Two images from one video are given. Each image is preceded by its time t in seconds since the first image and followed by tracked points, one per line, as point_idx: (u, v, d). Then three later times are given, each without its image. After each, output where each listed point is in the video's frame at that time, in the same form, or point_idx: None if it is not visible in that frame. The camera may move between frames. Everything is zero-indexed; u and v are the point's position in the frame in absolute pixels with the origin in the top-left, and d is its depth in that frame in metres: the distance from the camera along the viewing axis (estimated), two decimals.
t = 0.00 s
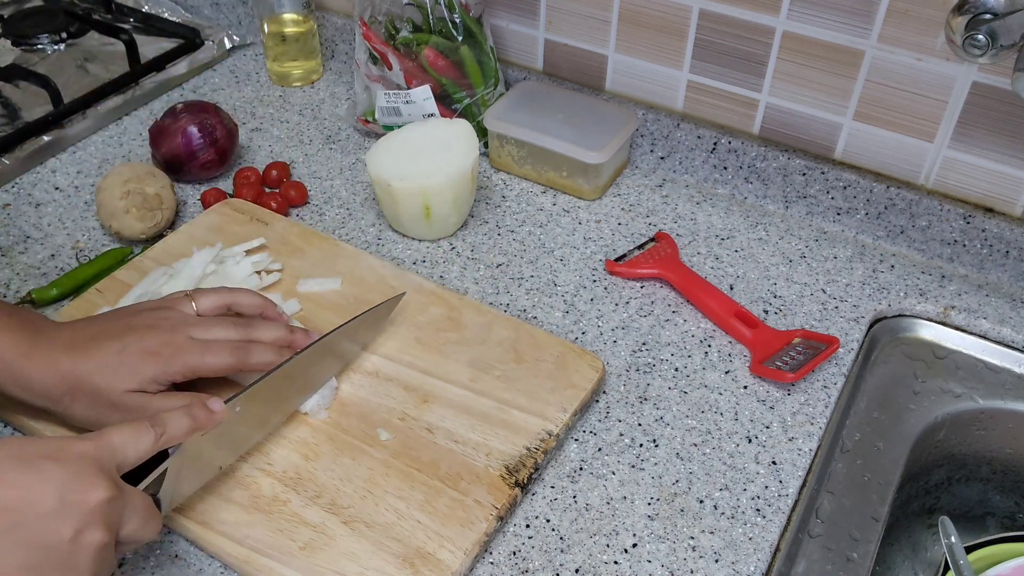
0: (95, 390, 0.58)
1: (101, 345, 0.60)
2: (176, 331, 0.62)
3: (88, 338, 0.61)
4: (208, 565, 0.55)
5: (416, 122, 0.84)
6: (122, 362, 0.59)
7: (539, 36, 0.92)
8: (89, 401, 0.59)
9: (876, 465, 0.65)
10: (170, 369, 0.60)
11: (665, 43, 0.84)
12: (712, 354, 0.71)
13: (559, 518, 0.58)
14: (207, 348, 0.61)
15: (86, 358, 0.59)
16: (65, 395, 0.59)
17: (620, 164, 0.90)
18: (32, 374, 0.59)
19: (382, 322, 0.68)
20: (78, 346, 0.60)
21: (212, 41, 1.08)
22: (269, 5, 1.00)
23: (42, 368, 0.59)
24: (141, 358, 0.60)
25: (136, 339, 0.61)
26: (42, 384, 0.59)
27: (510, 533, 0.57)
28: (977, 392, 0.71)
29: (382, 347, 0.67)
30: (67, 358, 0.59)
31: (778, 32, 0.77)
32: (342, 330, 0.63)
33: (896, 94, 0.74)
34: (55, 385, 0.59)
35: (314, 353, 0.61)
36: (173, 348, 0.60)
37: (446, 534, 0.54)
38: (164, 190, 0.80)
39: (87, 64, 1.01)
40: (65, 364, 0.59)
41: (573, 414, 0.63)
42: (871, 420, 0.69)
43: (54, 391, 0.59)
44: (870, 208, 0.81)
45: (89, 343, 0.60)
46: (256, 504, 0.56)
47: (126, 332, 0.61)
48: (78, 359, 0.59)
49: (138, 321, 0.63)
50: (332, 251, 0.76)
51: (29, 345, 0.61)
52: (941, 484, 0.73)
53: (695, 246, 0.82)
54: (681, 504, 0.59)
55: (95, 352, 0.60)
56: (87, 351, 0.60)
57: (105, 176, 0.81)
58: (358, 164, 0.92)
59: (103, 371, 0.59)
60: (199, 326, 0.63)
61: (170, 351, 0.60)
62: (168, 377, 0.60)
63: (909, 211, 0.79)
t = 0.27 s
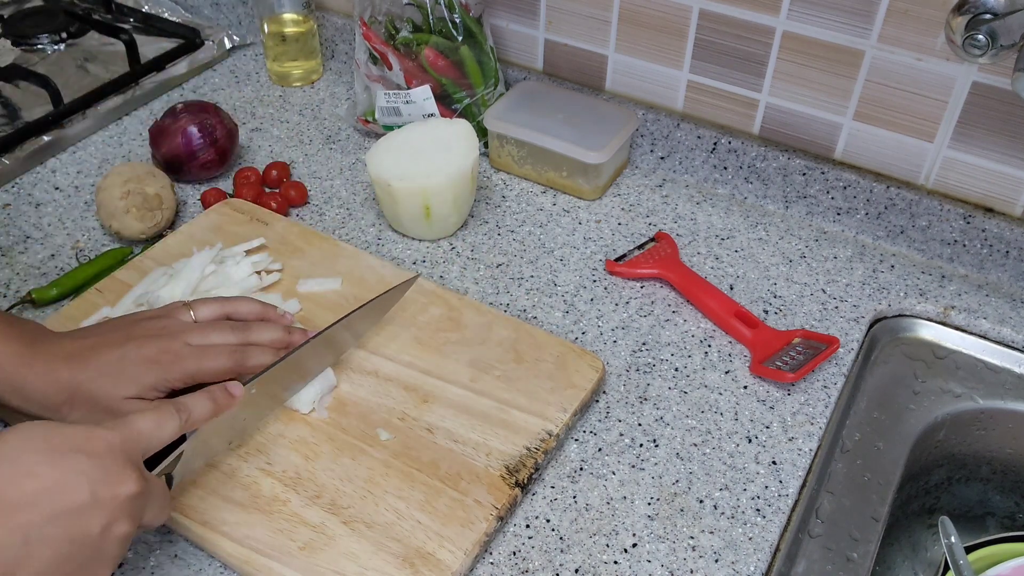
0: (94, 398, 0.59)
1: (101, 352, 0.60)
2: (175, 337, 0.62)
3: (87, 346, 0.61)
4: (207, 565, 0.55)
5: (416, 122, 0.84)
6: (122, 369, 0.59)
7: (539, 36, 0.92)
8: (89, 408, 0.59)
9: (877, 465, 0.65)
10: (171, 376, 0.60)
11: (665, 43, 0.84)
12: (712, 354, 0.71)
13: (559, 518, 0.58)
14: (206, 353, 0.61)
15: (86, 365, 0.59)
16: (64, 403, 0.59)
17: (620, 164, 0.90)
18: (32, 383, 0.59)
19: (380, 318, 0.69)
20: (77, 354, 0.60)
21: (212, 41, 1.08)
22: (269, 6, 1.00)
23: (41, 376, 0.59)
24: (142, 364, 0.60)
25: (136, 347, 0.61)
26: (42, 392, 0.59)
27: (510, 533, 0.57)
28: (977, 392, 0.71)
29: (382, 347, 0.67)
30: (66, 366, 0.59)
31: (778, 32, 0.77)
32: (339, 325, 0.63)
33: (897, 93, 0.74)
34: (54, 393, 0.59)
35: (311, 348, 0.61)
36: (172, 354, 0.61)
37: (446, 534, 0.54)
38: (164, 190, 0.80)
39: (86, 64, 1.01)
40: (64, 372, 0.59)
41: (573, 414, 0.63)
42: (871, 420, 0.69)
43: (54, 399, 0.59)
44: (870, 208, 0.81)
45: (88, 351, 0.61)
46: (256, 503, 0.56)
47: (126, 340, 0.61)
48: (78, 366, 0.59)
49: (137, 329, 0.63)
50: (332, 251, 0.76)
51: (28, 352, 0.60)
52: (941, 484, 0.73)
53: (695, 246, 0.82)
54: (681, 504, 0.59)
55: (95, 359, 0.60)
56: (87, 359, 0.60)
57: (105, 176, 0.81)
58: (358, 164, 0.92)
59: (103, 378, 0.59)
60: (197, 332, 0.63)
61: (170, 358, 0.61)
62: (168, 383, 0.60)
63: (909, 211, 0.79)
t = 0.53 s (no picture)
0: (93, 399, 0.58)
1: (101, 355, 0.60)
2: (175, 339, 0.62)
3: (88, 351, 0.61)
4: (208, 565, 0.55)
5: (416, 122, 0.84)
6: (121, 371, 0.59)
7: (539, 36, 0.92)
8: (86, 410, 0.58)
9: (877, 465, 0.65)
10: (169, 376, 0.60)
11: (665, 43, 0.84)
12: (712, 354, 0.71)
13: (559, 518, 0.58)
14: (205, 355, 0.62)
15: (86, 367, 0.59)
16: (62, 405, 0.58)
17: (620, 164, 0.90)
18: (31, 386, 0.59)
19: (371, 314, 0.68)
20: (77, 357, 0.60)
21: (212, 41, 1.08)
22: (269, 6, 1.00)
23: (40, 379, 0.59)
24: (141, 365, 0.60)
25: (135, 351, 0.61)
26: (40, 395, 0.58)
27: (510, 533, 0.57)
28: (977, 392, 0.71)
29: (382, 347, 0.67)
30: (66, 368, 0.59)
31: (778, 32, 0.77)
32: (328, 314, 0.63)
33: (897, 93, 0.74)
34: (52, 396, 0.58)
35: (301, 339, 0.61)
36: (171, 357, 0.61)
37: (446, 534, 0.54)
38: (164, 190, 0.80)
39: (86, 64, 1.01)
40: (64, 376, 0.59)
41: (573, 414, 0.63)
42: (871, 420, 0.69)
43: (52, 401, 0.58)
44: (870, 208, 0.81)
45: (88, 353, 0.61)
46: (256, 503, 0.56)
47: (125, 344, 0.61)
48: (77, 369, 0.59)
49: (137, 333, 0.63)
50: (332, 251, 0.76)
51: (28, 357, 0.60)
52: (941, 484, 0.73)
53: (695, 246, 0.82)
54: (681, 504, 0.59)
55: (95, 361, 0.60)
56: (87, 361, 0.60)
57: (105, 176, 0.81)
58: (358, 164, 0.92)
59: (102, 381, 0.59)
60: (196, 336, 0.63)
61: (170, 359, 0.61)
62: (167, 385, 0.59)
63: (909, 211, 0.79)
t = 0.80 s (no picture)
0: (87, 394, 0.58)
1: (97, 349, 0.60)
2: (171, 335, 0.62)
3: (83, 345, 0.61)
4: (208, 565, 0.55)
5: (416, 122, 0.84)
6: (116, 367, 0.59)
7: (539, 36, 0.92)
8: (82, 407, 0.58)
9: (877, 465, 0.65)
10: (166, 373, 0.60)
11: (665, 43, 0.84)
12: (712, 354, 0.71)
13: (560, 518, 0.58)
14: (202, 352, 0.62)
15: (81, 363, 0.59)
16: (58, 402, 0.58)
17: (620, 164, 0.90)
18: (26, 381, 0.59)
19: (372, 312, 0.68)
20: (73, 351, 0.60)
21: (212, 41, 1.08)
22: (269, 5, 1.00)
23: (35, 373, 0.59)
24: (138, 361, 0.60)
25: (132, 346, 0.61)
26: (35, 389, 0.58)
27: (510, 533, 0.57)
28: (977, 392, 0.71)
29: (383, 347, 0.67)
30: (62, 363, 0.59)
31: (778, 32, 0.77)
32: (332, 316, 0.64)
33: (896, 94, 0.74)
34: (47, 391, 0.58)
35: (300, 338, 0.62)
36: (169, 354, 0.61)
37: (446, 534, 0.54)
38: (164, 190, 0.80)
39: (86, 64, 1.01)
40: (58, 371, 0.59)
41: (573, 414, 0.63)
42: (871, 420, 0.69)
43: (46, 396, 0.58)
44: (870, 208, 0.81)
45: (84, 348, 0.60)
46: (256, 503, 0.56)
47: (121, 339, 0.61)
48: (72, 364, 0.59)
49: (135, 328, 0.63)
50: (332, 251, 0.76)
51: (23, 350, 0.60)
52: (941, 484, 0.73)
53: (695, 246, 0.82)
54: (681, 504, 0.59)
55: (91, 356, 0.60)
56: (83, 357, 0.60)
57: (105, 176, 0.81)
58: (358, 164, 0.92)
59: (98, 377, 0.59)
60: (193, 331, 0.63)
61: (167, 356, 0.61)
62: (162, 382, 0.60)
63: (909, 211, 0.79)
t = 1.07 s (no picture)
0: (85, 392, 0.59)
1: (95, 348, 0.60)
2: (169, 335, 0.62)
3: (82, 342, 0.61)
4: (208, 565, 0.55)
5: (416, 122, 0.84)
6: (114, 366, 0.59)
7: (539, 36, 0.92)
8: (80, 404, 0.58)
9: (877, 465, 0.65)
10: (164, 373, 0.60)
11: (665, 43, 0.84)
12: (712, 354, 0.71)
13: (559, 518, 0.58)
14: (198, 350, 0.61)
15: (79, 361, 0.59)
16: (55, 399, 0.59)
17: (619, 164, 0.90)
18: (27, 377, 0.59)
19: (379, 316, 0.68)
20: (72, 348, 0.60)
21: (212, 41, 1.08)
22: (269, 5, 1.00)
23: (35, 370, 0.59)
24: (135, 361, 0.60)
25: (130, 344, 0.61)
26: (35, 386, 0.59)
27: (510, 533, 0.57)
28: (977, 392, 0.71)
29: (383, 347, 0.67)
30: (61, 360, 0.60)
31: (778, 31, 0.77)
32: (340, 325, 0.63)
33: (896, 93, 0.74)
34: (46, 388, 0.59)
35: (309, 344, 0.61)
36: (167, 353, 0.61)
37: (446, 534, 0.54)
38: (164, 190, 0.80)
39: (86, 64, 1.01)
40: (57, 368, 0.59)
41: (573, 414, 0.63)
42: (871, 420, 0.69)
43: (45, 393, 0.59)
44: (870, 208, 0.81)
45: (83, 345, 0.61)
46: (256, 504, 0.56)
47: (120, 337, 0.61)
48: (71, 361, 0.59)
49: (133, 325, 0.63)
50: (332, 251, 0.76)
51: (23, 347, 0.60)
52: (941, 484, 0.73)
53: (695, 246, 0.82)
54: (681, 504, 0.59)
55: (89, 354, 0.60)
56: (81, 354, 0.60)
57: (105, 176, 0.81)
58: (358, 164, 0.92)
59: (96, 375, 0.59)
60: (192, 330, 0.63)
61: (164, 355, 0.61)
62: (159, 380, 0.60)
63: (909, 211, 0.79)
